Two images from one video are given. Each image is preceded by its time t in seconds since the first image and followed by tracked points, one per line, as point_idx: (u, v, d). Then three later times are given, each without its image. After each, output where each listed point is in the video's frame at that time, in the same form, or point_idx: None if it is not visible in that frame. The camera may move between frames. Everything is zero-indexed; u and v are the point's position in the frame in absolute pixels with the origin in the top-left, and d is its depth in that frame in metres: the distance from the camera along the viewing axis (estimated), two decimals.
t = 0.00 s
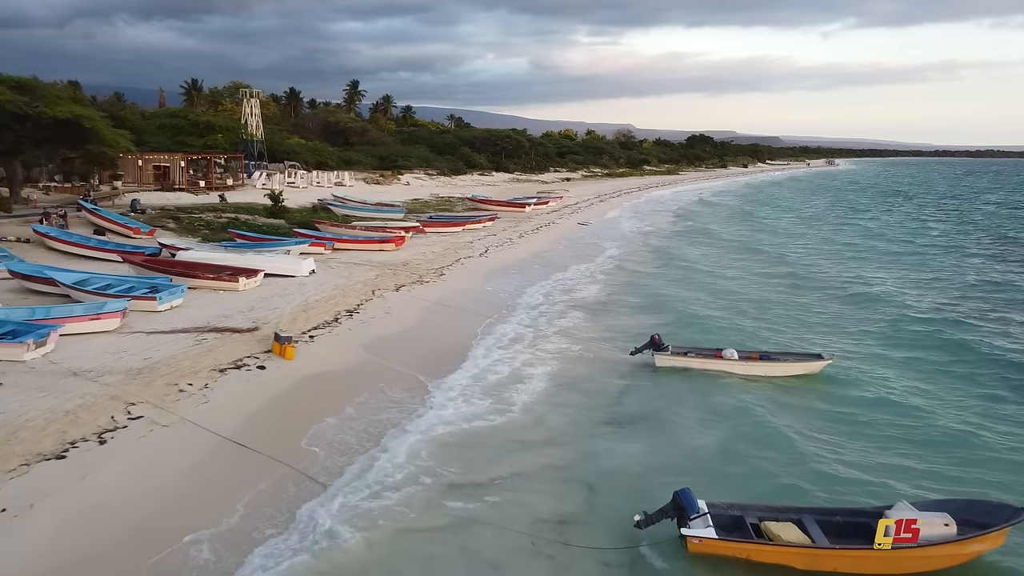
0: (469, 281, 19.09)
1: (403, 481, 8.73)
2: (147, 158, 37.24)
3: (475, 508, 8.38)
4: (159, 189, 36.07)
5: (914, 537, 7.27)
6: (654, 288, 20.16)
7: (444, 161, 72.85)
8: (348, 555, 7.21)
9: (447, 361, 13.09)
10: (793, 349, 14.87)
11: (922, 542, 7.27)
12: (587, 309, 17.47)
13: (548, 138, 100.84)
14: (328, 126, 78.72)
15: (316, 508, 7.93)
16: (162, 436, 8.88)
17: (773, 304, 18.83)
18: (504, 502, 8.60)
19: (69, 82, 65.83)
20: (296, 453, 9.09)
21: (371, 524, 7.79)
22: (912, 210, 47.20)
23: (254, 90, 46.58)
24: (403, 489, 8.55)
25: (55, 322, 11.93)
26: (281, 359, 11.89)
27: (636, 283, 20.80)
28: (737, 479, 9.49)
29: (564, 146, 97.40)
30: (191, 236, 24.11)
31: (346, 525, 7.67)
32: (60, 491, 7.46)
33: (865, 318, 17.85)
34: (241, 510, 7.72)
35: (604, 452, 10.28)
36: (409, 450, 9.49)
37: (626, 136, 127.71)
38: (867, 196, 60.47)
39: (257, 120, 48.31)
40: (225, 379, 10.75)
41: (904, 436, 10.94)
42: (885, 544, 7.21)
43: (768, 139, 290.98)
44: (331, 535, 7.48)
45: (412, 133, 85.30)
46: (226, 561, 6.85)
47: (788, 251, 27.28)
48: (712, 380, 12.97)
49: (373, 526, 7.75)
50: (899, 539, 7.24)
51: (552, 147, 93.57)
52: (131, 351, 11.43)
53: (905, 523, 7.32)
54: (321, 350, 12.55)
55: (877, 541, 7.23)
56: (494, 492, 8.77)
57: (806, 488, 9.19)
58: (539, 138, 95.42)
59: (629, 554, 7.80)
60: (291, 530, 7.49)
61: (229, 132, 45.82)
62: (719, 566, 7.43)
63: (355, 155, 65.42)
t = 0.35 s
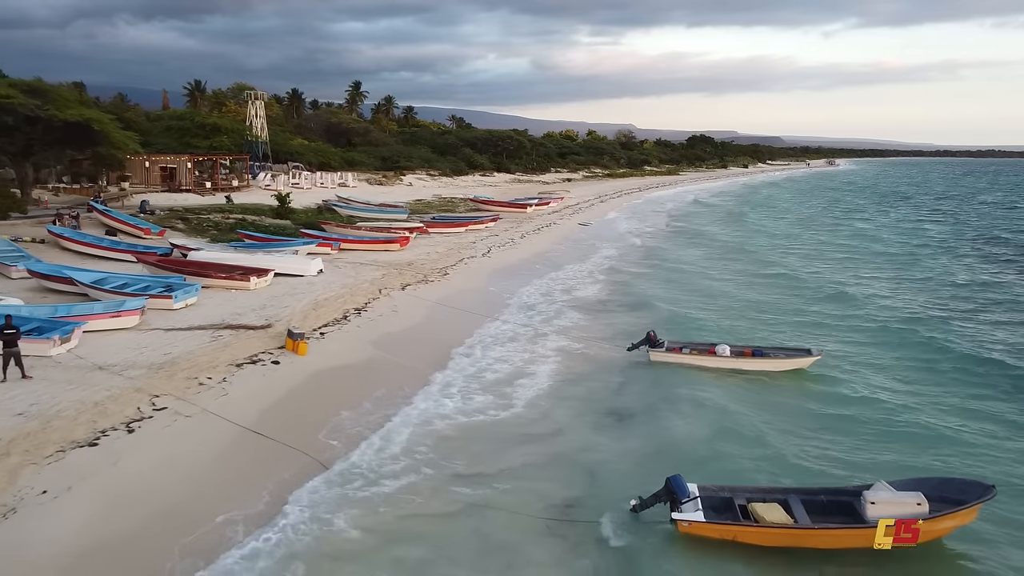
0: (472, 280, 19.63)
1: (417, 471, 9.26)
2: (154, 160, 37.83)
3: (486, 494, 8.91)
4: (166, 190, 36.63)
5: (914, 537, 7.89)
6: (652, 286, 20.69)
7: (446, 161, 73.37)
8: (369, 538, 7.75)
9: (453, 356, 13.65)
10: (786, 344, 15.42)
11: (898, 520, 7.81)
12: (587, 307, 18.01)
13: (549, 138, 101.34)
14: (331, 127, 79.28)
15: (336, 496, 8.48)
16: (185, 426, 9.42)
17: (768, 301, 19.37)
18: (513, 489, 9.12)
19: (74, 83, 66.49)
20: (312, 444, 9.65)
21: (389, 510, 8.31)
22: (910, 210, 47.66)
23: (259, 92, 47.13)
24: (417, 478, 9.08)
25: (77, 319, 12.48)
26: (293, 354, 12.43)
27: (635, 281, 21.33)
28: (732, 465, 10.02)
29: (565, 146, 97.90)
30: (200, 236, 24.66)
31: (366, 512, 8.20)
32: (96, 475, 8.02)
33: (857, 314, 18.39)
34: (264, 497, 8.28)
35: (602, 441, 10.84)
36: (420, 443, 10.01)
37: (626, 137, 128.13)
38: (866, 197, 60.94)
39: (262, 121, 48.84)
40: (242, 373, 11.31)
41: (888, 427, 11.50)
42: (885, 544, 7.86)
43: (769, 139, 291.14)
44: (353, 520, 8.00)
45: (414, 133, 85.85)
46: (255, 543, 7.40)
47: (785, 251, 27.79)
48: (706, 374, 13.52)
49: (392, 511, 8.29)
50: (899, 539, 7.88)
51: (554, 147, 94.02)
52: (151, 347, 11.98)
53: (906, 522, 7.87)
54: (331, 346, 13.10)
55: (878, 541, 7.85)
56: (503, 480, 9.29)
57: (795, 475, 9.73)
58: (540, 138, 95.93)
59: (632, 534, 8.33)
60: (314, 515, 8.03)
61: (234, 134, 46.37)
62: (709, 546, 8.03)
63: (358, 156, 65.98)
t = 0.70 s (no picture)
0: (476, 279, 20.24)
1: (428, 458, 9.85)
2: (161, 161, 38.18)
3: (493, 479, 9.52)
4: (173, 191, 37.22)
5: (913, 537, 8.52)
6: (650, 285, 21.28)
7: (448, 162, 73.99)
8: (385, 519, 8.35)
9: (459, 352, 14.24)
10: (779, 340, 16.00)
11: (878, 500, 8.49)
12: (587, 304, 18.59)
13: (550, 139, 101.90)
14: (333, 128, 79.87)
15: (347, 483, 9.01)
16: (208, 416, 10.02)
17: (762, 300, 19.96)
18: (519, 475, 9.71)
19: (79, 85, 67.14)
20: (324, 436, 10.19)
21: (401, 494, 8.88)
22: (908, 209, 48.20)
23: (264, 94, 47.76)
24: (429, 465, 9.66)
25: (100, 316, 13.07)
26: (307, 350, 13.04)
27: (635, 279, 21.91)
28: (725, 453, 10.61)
29: (566, 146, 98.45)
30: (210, 237, 25.25)
31: (379, 497, 8.76)
32: (130, 459, 8.63)
33: (850, 310, 18.96)
34: (276, 485, 8.78)
35: (602, 431, 11.43)
36: (431, 433, 10.61)
37: (627, 138, 128.67)
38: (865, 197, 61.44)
39: (267, 123, 49.46)
40: (259, 367, 11.91)
41: (874, 417, 12.09)
42: (886, 545, 8.45)
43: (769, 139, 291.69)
44: (369, 504, 8.57)
45: (416, 134, 86.43)
46: (270, 525, 7.92)
47: (781, 251, 28.33)
48: (702, 369, 14.12)
49: (406, 495, 8.86)
50: (899, 541, 8.48)
51: (555, 148, 94.57)
52: (172, 342, 12.58)
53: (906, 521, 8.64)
54: (342, 343, 13.70)
55: (879, 542, 8.46)
56: (509, 467, 9.89)
57: (783, 462, 10.33)
58: (541, 139, 96.49)
59: (632, 517, 8.93)
60: (329, 500, 8.57)
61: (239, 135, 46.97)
62: (703, 527, 8.62)
63: (361, 156, 66.59)
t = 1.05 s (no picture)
0: (479, 279, 20.78)
1: (436, 449, 10.36)
2: (167, 163, 38.69)
3: (500, 468, 10.05)
4: (179, 192, 37.75)
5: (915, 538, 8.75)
6: (650, 283, 21.83)
7: (450, 163, 74.47)
8: (397, 503, 8.85)
9: (465, 348, 14.78)
10: (774, 337, 16.57)
11: (864, 484, 9.04)
12: (588, 303, 19.15)
13: (551, 140, 102.28)
14: (335, 129, 80.32)
15: (355, 472, 9.48)
16: (227, 409, 10.56)
17: (758, 298, 20.49)
18: (523, 465, 10.23)
19: (84, 86, 67.66)
20: (331, 428, 10.67)
21: (408, 482, 9.36)
22: (905, 210, 48.73)
23: (267, 96, 48.29)
24: (437, 455, 10.18)
25: (120, 314, 13.61)
26: (317, 347, 13.58)
27: (635, 279, 22.43)
28: (719, 445, 11.14)
29: (567, 147, 98.81)
30: (218, 238, 25.80)
31: (388, 484, 9.25)
32: (156, 448, 9.18)
33: (843, 307, 19.53)
34: (282, 473, 9.22)
35: (603, 422, 11.98)
36: (439, 425, 11.16)
37: (628, 138, 129.14)
38: (864, 197, 61.93)
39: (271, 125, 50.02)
40: (273, 363, 12.45)
41: (863, 409, 12.64)
42: (885, 545, 8.65)
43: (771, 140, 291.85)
44: (379, 491, 9.06)
45: (417, 134, 86.94)
46: (274, 511, 8.35)
47: (778, 251, 28.87)
48: (698, 365, 14.68)
49: (416, 482, 9.38)
50: (899, 541, 8.69)
51: (556, 149, 95.04)
52: (189, 339, 13.12)
53: (906, 522, 8.97)
54: (351, 340, 14.24)
55: (878, 542, 8.69)
56: (515, 456, 10.44)
57: (773, 451, 10.91)
58: (542, 140, 96.98)
59: (631, 503, 9.46)
60: (341, 488, 9.04)
61: (243, 137, 47.48)
62: (700, 511, 9.20)
63: (363, 158, 67.09)
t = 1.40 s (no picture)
0: (482, 278, 21.33)
1: (443, 441, 10.85)
2: (173, 164, 39.22)
3: (505, 458, 10.58)
4: (185, 193, 38.27)
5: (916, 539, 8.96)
6: (648, 283, 22.35)
7: (451, 163, 74.88)
8: (406, 491, 9.32)
9: (469, 345, 15.31)
10: (768, 335, 17.11)
11: (851, 472, 9.55)
12: (588, 301, 19.66)
13: (552, 140, 102.80)
14: (337, 130, 80.79)
15: (367, 461, 9.97)
16: (245, 401, 11.11)
17: (755, 296, 21.03)
18: (526, 456, 10.74)
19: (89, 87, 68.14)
20: (335, 418, 11.15)
21: (410, 471, 9.85)
22: (902, 211, 49.29)
23: (271, 98, 48.83)
24: (444, 446, 10.67)
25: (137, 312, 14.13)
26: (327, 344, 14.12)
27: (633, 278, 22.96)
28: (714, 437, 11.69)
29: (568, 147, 99.27)
30: (225, 238, 26.32)
31: (395, 474, 9.71)
32: (178, 438, 9.71)
33: (836, 306, 20.08)
34: (285, 461, 9.67)
35: (604, 415, 12.52)
36: (447, 417, 11.69)
37: (628, 138, 129.59)
38: (861, 198, 62.43)
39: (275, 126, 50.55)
40: (286, 359, 12.99)
41: (853, 403, 13.19)
42: (886, 545, 8.84)
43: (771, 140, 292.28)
44: (386, 482, 9.49)
45: (418, 135, 87.49)
46: (283, 499, 8.77)
47: (775, 251, 29.40)
48: (695, 361, 15.22)
49: (425, 471, 9.88)
50: (900, 542, 8.89)
51: (556, 149, 95.52)
52: (205, 336, 13.65)
53: (905, 523, 9.22)
54: (359, 337, 14.79)
55: (878, 543, 8.88)
56: (520, 447, 10.97)
57: (766, 442, 11.45)
58: (543, 140, 97.49)
59: (628, 491, 9.98)
60: (351, 478, 9.46)
61: (247, 139, 48.00)
62: (696, 497, 9.75)
63: (365, 158, 67.59)
